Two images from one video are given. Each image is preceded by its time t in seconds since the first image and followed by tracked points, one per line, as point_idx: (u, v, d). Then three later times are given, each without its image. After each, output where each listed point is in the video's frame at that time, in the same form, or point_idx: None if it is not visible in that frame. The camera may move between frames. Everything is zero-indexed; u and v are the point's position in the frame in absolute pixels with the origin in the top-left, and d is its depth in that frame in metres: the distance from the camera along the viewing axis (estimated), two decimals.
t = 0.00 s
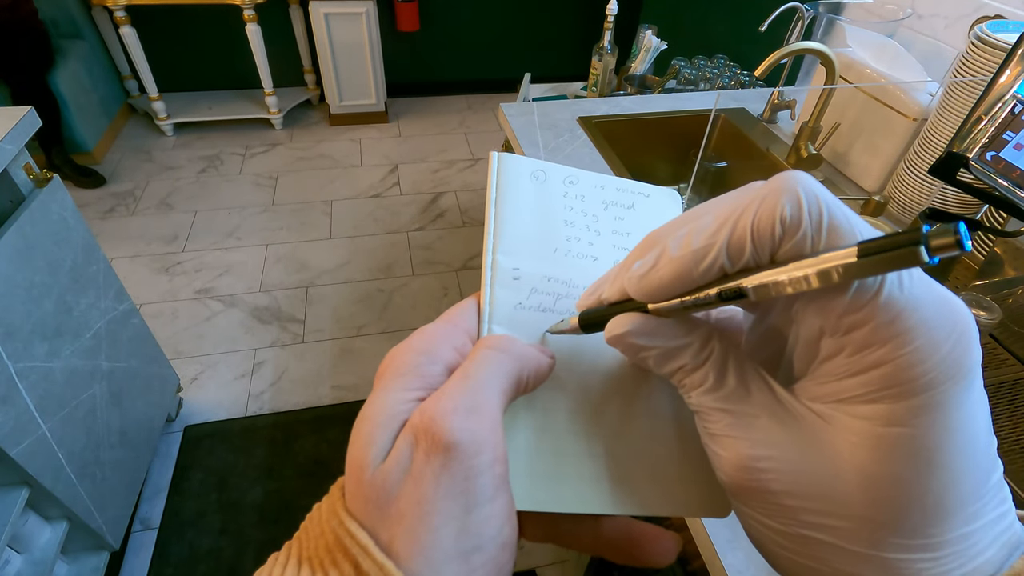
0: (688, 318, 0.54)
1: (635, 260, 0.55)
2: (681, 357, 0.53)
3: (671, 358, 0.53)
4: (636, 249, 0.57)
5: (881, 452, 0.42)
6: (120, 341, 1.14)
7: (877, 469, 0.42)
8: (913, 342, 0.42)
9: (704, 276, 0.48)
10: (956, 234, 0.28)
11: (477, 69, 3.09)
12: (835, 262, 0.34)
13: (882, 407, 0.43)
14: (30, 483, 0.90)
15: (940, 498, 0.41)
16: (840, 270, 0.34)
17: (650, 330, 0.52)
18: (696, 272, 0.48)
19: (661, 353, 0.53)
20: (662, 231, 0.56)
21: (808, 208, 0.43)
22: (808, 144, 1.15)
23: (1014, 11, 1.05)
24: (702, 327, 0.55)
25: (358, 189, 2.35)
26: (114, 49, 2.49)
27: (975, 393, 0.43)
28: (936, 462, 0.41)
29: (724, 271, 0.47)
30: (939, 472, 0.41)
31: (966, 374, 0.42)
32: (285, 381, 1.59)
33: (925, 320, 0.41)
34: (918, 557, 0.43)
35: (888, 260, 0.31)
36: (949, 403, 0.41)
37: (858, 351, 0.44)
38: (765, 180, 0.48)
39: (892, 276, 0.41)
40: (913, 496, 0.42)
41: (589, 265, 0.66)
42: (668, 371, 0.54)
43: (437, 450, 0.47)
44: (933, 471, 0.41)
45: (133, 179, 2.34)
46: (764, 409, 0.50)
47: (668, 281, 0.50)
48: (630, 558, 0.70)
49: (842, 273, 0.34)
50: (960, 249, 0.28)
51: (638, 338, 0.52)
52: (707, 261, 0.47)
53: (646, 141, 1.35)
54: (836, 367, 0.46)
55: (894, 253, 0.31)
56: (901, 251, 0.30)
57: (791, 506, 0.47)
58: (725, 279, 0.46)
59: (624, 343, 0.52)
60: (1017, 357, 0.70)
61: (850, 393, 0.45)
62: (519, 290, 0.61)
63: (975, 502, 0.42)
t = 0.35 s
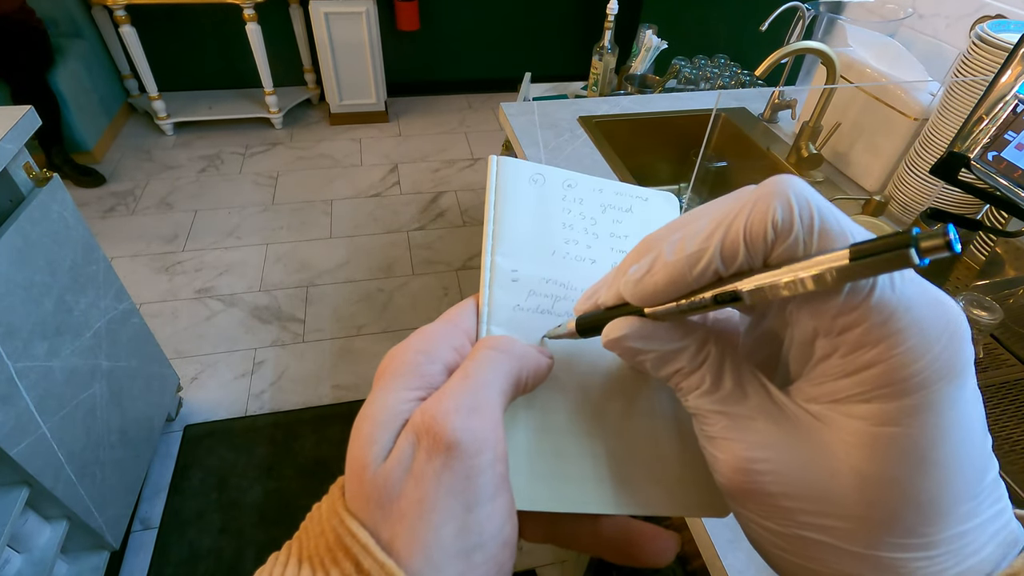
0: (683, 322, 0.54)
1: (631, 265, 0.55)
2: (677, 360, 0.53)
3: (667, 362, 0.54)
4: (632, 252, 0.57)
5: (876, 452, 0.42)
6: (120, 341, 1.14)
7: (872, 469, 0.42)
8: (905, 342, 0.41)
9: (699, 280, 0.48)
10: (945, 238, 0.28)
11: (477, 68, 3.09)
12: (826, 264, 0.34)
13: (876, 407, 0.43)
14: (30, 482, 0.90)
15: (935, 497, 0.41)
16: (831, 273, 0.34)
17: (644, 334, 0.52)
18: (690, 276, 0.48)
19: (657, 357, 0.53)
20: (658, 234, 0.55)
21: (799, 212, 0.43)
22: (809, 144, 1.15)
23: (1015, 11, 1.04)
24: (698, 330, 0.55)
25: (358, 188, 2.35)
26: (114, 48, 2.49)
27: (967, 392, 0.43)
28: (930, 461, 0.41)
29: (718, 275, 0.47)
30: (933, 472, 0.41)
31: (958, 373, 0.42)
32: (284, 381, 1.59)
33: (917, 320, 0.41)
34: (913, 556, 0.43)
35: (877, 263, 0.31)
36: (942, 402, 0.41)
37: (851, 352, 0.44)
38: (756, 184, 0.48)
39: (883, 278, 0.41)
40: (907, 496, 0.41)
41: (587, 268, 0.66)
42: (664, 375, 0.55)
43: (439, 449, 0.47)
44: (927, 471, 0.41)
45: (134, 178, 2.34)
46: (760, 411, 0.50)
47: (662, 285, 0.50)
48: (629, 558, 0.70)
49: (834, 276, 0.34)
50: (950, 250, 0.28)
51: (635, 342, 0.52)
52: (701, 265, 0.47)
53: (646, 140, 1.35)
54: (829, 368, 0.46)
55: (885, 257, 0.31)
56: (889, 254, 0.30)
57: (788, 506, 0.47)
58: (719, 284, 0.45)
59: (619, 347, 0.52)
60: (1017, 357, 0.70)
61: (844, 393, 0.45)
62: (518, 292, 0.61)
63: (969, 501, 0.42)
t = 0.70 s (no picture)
0: (697, 315, 0.54)
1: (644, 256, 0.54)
2: (689, 353, 0.53)
3: (678, 354, 0.53)
4: (642, 245, 0.57)
5: (890, 449, 0.42)
6: (120, 340, 1.14)
7: (885, 466, 0.42)
8: (923, 341, 0.41)
9: (716, 272, 0.47)
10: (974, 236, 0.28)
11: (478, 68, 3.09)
12: (849, 258, 0.34)
13: (891, 404, 0.43)
14: (30, 481, 0.90)
15: (947, 495, 0.41)
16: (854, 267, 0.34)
17: (657, 324, 0.52)
18: (708, 268, 0.48)
19: (668, 348, 0.53)
20: (668, 227, 0.56)
21: (823, 206, 0.43)
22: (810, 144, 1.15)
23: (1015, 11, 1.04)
24: (712, 324, 0.55)
25: (358, 188, 2.35)
26: (114, 47, 2.48)
27: (982, 392, 0.43)
28: (943, 459, 0.41)
29: (736, 266, 0.47)
30: (947, 471, 0.41)
31: (975, 373, 0.42)
32: (285, 380, 1.59)
33: (936, 319, 0.41)
34: (921, 553, 0.44)
35: (903, 258, 0.31)
36: (958, 401, 0.41)
37: (868, 349, 0.44)
38: (776, 178, 0.48)
39: (905, 275, 0.41)
40: (921, 493, 0.42)
41: (589, 264, 0.66)
42: (674, 368, 0.54)
43: (440, 447, 0.47)
44: (940, 470, 0.41)
45: (133, 177, 2.34)
46: (771, 405, 0.50)
47: (678, 275, 0.50)
48: (630, 556, 0.70)
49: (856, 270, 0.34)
50: (977, 246, 0.28)
51: (647, 332, 0.52)
52: (720, 256, 0.46)
53: (647, 140, 1.35)
54: (845, 364, 0.46)
55: (911, 252, 0.31)
56: (917, 248, 0.30)
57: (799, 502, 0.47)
58: (737, 275, 0.45)
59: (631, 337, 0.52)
60: (1018, 356, 0.70)
61: (860, 390, 0.45)
62: (520, 288, 0.61)
63: (979, 500, 0.42)
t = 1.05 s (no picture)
0: (695, 317, 0.55)
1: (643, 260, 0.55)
2: (687, 356, 0.54)
3: (677, 357, 0.54)
4: (641, 249, 0.57)
5: (885, 451, 0.42)
6: (120, 340, 1.14)
7: (880, 468, 0.42)
8: (917, 342, 0.41)
9: (713, 275, 0.48)
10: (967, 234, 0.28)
11: (478, 68, 3.09)
12: (844, 260, 0.34)
13: (887, 405, 0.43)
14: (29, 480, 0.90)
15: (943, 496, 0.41)
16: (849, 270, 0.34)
17: (654, 328, 0.52)
18: (705, 271, 0.48)
19: (667, 352, 0.53)
20: (668, 230, 0.56)
21: (817, 207, 0.43)
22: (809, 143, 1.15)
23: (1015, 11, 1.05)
24: (710, 326, 0.55)
25: (358, 188, 2.35)
26: (114, 47, 2.49)
27: (978, 391, 0.43)
28: (938, 460, 0.41)
29: (733, 270, 0.47)
30: (943, 472, 0.41)
31: (969, 373, 0.42)
32: (284, 380, 1.59)
33: (930, 319, 0.41)
34: (919, 554, 0.44)
35: (896, 259, 0.31)
36: (952, 402, 0.41)
37: (863, 350, 0.44)
38: (771, 180, 0.48)
39: (898, 276, 0.41)
40: (916, 494, 0.42)
41: (591, 263, 0.66)
42: (672, 370, 0.55)
43: (441, 447, 0.48)
44: (936, 471, 0.41)
45: (133, 177, 2.34)
46: (768, 408, 0.50)
47: (675, 280, 0.50)
48: (631, 556, 0.70)
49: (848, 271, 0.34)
50: (970, 248, 0.28)
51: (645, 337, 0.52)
52: (716, 260, 0.47)
53: (647, 140, 1.35)
54: (841, 365, 0.46)
55: (904, 253, 0.30)
56: (909, 251, 0.30)
57: (796, 504, 0.47)
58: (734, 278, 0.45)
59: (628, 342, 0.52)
60: (1016, 356, 0.70)
61: (856, 391, 0.45)
62: (522, 287, 0.62)
63: (975, 500, 0.42)
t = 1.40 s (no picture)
0: (702, 316, 0.54)
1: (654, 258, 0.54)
2: (695, 355, 0.53)
3: (684, 356, 0.53)
4: (651, 248, 0.57)
5: (895, 448, 0.43)
6: (120, 340, 1.14)
7: (890, 466, 0.43)
8: (929, 340, 0.42)
9: (726, 273, 0.47)
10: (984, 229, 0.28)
11: (478, 68, 3.09)
12: (854, 253, 0.34)
13: (898, 404, 0.43)
14: (29, 480, 0.90)
15: (952, 493, 0.42)
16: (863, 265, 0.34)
17: (663, 325, 0.51)
18: (717, 269, 0.47)
19: (675, 350, 0.53)
20: (677, 230, 0.56)
21: (829, 204, 0.43)
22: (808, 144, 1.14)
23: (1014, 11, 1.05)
24: (717, 326, 0.54)
25: (358, 188, 2.35)
26: (114, 48, 2.49)
27: (986, 391, 0.43)
28: (947, 457, 0.42)
29: (745, 267, 0.46)
30: (951, 468, 0.42)
31: (980, 372, 0.42)
32: (284, 380, 1.59)
33: (942, 317, 0.41)
34: (927, 552, 0.44)
35: (906, 252, 0.31)
36: (963, 399, 0.42)
37: (874, 348, 0.44)
38: (781, 176, 0.48)
39: (910, 270, 0.41)
40: (927, 492, 0.42)
41: (591, 262, 0.66)
42: (680, 370, 0.54)
43: (442, 447, 0.48)
44: (945, 469, 0.42)
45: (133, 177, 2.34)
46: (774, 409, 0.50)
47: (686, 278, 0.49)
48: (630, 556, 0.70)
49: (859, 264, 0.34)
50: (983, 242, 0.29)
51: (653, 334, 0.51)
52: (728, 258, 0.46)
53: (646, 140, 1.35)
54: (851, 364, 0.46)
55: (916, 245, 0.31)
56: (921, 242, 0.30)
57: (804, 505, 0.47)
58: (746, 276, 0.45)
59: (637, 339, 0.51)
60: (1014, 355, 0.70)
61: (866, 390, 0.45)
62: (521, 286, 0.62)
63: (983, 497, 0.43)
